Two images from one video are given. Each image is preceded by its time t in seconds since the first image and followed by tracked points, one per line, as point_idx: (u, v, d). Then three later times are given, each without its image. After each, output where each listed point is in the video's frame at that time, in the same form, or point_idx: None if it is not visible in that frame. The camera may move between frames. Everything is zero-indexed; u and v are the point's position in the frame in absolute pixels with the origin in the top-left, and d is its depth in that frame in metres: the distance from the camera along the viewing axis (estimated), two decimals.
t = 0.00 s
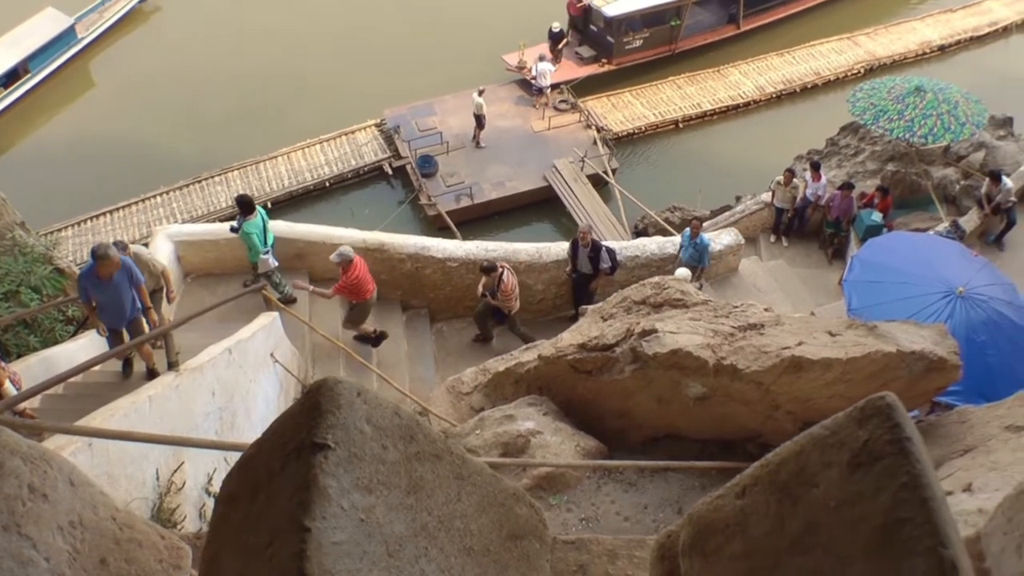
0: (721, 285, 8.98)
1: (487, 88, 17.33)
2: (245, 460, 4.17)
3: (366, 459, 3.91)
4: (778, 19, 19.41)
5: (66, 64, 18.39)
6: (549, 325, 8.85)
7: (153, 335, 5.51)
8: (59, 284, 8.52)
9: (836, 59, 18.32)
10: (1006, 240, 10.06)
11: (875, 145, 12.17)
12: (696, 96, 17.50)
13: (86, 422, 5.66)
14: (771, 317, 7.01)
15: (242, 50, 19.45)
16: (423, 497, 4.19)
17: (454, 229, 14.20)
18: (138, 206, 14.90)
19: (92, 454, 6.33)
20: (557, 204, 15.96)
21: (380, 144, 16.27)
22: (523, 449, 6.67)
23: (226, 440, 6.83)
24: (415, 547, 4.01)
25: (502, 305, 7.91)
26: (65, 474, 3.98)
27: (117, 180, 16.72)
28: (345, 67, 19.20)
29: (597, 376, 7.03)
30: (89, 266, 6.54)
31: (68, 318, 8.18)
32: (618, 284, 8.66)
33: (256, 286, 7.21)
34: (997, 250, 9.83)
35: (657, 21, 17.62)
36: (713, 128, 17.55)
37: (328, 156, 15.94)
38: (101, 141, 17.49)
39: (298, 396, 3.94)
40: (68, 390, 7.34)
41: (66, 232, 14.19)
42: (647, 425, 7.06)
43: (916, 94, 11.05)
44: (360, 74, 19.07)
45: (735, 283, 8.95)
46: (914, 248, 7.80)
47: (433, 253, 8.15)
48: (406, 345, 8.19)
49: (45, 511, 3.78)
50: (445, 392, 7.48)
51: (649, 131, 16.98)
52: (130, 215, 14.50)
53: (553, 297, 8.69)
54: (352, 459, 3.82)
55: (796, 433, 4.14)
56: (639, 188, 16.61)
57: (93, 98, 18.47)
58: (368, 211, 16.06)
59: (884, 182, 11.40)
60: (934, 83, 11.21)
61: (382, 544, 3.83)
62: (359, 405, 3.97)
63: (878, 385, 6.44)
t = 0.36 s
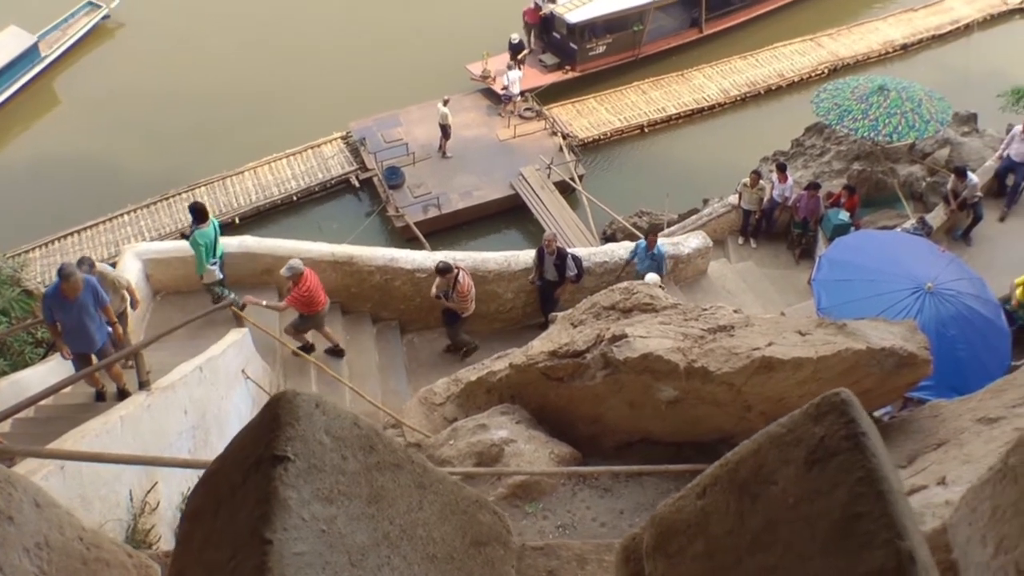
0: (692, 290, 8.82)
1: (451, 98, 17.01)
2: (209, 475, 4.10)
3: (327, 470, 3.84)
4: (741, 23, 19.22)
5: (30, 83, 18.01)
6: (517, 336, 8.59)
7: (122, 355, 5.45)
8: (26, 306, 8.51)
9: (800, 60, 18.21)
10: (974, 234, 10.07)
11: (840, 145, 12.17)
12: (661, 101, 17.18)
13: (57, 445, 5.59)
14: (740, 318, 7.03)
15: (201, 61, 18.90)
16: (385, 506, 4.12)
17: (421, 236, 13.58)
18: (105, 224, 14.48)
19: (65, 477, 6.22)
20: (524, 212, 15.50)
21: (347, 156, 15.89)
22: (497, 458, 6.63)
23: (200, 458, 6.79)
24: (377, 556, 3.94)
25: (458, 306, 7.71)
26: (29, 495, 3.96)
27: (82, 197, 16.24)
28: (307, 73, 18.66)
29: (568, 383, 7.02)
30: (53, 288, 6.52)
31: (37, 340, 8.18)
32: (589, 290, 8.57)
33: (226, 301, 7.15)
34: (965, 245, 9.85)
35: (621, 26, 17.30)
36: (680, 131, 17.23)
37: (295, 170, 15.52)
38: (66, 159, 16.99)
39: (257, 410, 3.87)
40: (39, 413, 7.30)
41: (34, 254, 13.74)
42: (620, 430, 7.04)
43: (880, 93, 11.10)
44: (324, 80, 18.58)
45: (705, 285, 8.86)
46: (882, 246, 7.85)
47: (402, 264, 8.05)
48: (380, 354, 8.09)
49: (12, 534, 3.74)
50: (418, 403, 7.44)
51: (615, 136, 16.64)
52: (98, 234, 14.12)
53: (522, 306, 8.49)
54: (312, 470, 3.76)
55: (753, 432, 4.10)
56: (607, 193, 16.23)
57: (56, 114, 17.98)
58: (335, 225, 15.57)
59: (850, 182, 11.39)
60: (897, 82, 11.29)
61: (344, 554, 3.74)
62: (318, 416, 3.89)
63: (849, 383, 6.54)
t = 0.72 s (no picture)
0: (663, 300, 8.84)
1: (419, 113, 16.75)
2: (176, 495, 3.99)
3: (292, 484, 3.76)
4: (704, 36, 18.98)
5: None
6: (486, 351, 8.54)
7: (92, 375, 5.38)
8: None
9: (767, 71, 18.08)
10: (944, 240, 10.12)
11: (809, 154, 12.23)
12: (630, 112, 17.06)
13: (28, 467, 5.52)
14: (711, 328, 7.06)
15: (165, 78, 18.52)
16: (351, 518, 4.04)
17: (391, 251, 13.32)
18: (75, 244, 14.30)
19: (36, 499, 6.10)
20: (495, 225, 15.27)
21: (317, 173, 15.59)
22: (471, 472, 6.60)
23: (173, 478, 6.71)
24: (343, 569, 3.85)
25: (421, 324, 7.53)
26: None
27: (48, 218, 15.74)
28: (275, 86, 18.31)
29: (541, 396, 6.99)
30: (23, 311, 6.50)
31: (6, 362, 8.11)
32: (560, 302, 8.51)
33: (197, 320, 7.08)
34: (935, 251, 9.90)
35: (588, 38, 17.15)
36: (649, 142, 17.08)
37: (265, 187, 15.25)
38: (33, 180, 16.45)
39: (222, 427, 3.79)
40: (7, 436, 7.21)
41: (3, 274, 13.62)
42: (594, 442, 7.03)
43: (847, 102, 11.21)
44: (293, 92, 18.19)
45: (675, 296, 8.87)
46: (851, 254, 7.91)
47: (372, 281, 7.94)
48: (350, 369, 8.02)
49: None
50: (390, 419, 7.38)
51: (584, 149, 16.53)
52: (68, 255, 13.96)
53: (493, 320, 8.45)
54: (277, 484, 3.68)
55: (715, 438, 4.01)
56: (577, 206, 16.02)
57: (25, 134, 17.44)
58: (305, 241, 15.23)
59: (820, 190, 11.30)
60: (863, 91, 11.37)
61: (310, 567, 3.64)
62: (283, 431, 3.82)
63: (823, 389, 6.64)
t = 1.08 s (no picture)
0: (641, 306, 8.83)
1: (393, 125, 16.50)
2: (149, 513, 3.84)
3: (261, 495, 3.64)
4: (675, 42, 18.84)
5: None
6: (463, 362, 8.56)
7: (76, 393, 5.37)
8: None
9: (740, 76, 18.01)
10: (920, 240, 10.15)
11: (783, 158, 12.26)
12: (603, 120, 16.86)
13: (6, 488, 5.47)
14: (689, 333, 7.08)
15: (141, 97, 18.30)
16: (321, 528, 3.93)
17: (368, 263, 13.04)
18: (51, 262, 14.21)
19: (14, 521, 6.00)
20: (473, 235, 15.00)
21: (292, 186, 15.22)
22: (452, 483, 6.59)
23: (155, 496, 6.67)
24: None
25: (394, 343, 7.52)
26: None
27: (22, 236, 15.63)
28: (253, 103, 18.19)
29: (520, 405, 6.98)
30: None
31: None
32: (538, 311, 8.50)
33: (175, 336, 7.02)
34: (910, 252, 9.95)
35: (562, 46, 16.93)
36: (623, 149, 16.90)
37: (241, 202, 14.88)
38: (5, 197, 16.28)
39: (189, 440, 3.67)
40: None
41: None
42: (575, 449, 7.03)
43: (820, 106, 11.19)
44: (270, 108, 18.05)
45: (653, 301, 8.89)
46: (827, 257, 7.96)
47: (349, 292, 7.96)
48: (330, 384, 8.01)
49: None
50: (371, 431, 7.39)
51: (559, 157, 16.27)
52: (44, 274, 13.90)
53: (471, 329, 8.45)
54: (246, 496, 3.55)
55: (683, 441, 3.89)
56: (552, 214, 15.82)
57: None
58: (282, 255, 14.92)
59: (795, 194, 11.39)
60: (836, 93, 11.37)
61: None
62: (252, 442, 3.70)
63: (801, 391, 6.70)
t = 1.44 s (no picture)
0: (617, 314, 8.82)
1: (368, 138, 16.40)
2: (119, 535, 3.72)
3: (230, 512, 3.55)
4: (646, 50, 18.83)
5: None
6: (438, 373, 8.55)
7: (50, 416, 5.33)
8: None
9: (713, 82, 18.05)
10: (895, 242, 10.17)
11: (757, 163, 12.21)
12: (577, 128, 16.85)
13: None
14: (666, 340, 7.09)
15: (118, 115, 18.16)
16: (291, 543, 3.80)
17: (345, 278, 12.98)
18: (27, 282, 14.14)
19: None
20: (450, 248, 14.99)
21: (267, 201, 15.07)
22: (433, 495, 6.57)
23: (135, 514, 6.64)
24: None
25: (368, 359, 7.62)
26: None
27: None
28: (231, 120, 18.12)
29: (499, 416, 6.96)
30: None
31: None
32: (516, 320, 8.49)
33: (154, 353, 6.92)
34: (886, 254, 9.96)
35: (533, 57, 16.87)
36: (598, 157, 16.90)
37: (216, 217, 14.70)
38: None
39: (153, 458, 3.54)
40: None
41: None
42: (555, 459, 7.01)
43: (793, 111, 11.23)
44: (250, 126, 18.00)
45: (630, 309, 8.87)
46: (803, 261, 8.00)
47: (327, 306, 7.98)
48: (310, 399, 8.00)
49: None
50: (350, 445, 7.35)
51: (534, 167, 16.22)
52: (20, 294, 13.86)
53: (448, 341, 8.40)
54: (215, 513, 3.47)
55: (649, 449, 3.81)
56: (527, 224, 15.82)
57: None
58: (258, 270, 14.70)
59: (769, 199, 11.48)
60: (809, 98, 11.40)
61: None
62: (220, 459, 3.57)
63: (780, 395, 6.73)
